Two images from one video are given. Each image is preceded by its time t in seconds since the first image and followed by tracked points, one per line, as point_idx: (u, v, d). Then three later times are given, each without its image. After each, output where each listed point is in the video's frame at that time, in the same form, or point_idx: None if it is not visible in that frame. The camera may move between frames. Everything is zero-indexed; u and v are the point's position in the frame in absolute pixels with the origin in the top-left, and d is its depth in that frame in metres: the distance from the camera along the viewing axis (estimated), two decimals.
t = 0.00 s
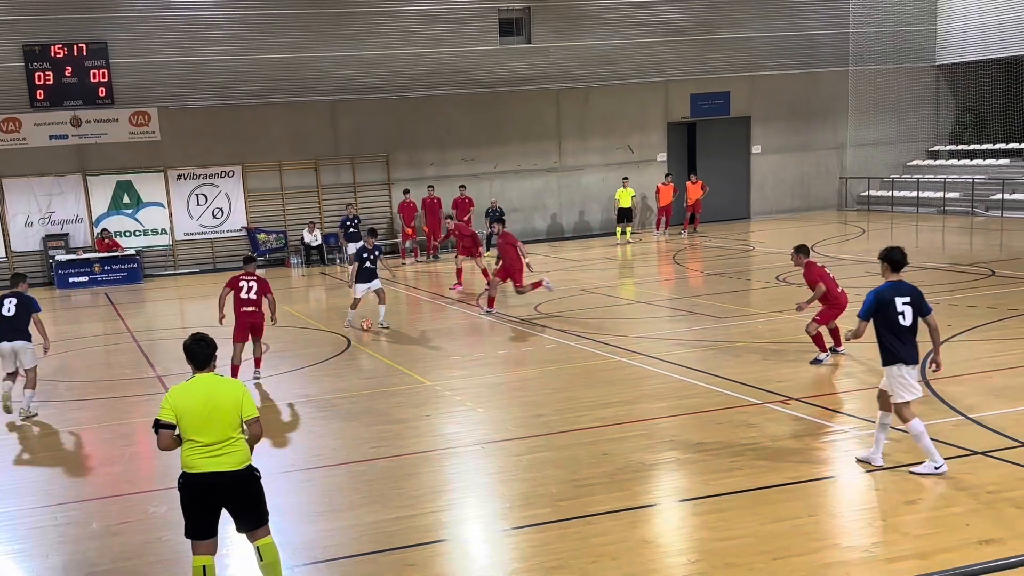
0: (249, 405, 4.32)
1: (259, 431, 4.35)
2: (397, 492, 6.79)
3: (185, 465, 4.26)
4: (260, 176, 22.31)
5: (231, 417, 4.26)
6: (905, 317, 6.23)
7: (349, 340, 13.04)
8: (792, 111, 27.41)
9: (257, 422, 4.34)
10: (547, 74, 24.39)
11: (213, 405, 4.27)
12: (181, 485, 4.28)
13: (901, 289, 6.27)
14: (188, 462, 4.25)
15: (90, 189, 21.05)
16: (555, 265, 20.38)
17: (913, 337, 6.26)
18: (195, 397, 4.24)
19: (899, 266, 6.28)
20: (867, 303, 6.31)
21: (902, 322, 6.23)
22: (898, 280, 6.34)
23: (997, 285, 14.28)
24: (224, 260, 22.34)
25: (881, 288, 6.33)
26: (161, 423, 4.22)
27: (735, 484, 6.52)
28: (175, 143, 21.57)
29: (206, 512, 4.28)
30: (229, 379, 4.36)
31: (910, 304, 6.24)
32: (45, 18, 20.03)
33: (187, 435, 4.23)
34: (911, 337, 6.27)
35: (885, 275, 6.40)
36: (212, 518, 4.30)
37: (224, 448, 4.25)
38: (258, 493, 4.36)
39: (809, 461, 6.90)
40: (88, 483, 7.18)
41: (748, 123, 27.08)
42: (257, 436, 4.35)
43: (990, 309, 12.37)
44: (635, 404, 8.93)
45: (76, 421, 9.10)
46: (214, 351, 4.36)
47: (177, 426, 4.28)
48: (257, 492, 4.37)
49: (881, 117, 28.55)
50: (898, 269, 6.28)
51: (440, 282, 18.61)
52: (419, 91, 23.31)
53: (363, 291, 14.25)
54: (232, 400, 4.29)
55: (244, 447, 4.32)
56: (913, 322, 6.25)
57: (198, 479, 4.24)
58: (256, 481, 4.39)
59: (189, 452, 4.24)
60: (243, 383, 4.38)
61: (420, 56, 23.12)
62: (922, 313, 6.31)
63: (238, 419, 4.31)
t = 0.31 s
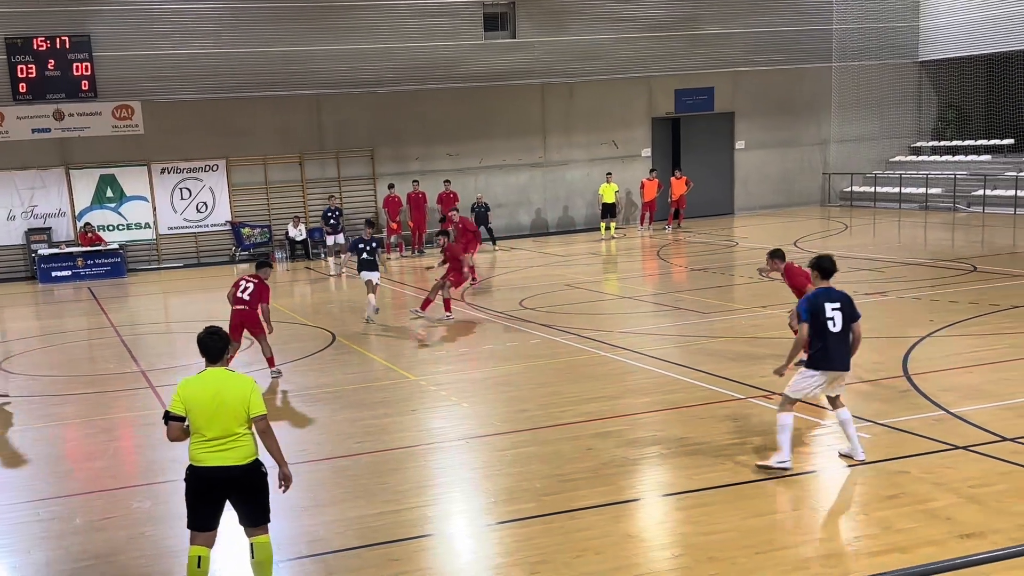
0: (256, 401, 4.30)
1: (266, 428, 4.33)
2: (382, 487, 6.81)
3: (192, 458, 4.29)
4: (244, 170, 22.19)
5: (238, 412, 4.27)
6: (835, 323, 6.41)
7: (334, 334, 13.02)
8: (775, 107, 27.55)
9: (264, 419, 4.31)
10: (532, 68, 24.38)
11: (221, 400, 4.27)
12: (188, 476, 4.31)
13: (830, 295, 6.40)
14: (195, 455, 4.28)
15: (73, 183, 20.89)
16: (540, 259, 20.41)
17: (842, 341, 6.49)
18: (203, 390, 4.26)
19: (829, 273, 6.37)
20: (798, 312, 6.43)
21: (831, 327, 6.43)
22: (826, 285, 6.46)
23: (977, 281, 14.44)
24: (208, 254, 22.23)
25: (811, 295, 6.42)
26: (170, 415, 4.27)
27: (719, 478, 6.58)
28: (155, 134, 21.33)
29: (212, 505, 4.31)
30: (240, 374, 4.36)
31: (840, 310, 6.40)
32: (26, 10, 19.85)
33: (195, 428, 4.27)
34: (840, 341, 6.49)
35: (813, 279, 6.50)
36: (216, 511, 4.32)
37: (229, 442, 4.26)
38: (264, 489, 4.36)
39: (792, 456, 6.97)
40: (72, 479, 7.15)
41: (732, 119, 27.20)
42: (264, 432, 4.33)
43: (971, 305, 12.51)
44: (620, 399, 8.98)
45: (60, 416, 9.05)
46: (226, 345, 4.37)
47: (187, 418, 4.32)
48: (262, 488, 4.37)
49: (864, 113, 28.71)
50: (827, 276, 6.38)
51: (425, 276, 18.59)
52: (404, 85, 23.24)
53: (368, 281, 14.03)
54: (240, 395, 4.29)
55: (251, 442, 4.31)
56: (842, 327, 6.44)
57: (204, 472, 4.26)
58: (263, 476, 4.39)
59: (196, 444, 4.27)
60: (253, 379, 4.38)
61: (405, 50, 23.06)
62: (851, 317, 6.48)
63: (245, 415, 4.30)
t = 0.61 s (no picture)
0: (262, 396, 4.40)
1: (273, 422, 4.41)
2: (364, 482, 6.82)
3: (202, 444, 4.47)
4: (224, 165, 22.03)
5: (244, 404, 4.40)
6: (776, 343, 6.47)
7: (314, 330, 12.98)
8: (755, 104, 27.71)
9: (271, 413, 4.41)
10: (513, 64, 24.34)
11: (231, 392, 4.42)
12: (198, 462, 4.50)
13: (766, 318, 6.42)
14: (204, 442, 4.46)
15: (51, 176, 20.67)
16: (522, 255, 20.44)
17: (785, 357, 6.54)
18: (214, 380, 4.43)
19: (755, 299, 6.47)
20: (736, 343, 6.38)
21: (772, 347, 6.47)
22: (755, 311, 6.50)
23: (953, 277, 14.64)
24: (188, 249, 22.09)
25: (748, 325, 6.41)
26: (185, 401, 4.48)
27: (698, 473, 6.64)
28: (138, 132, 21.29)
29: (216, 491, 4.46)
30: (253, 367, 4.50)
31: (777, 330, 6.46)
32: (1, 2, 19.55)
33: (205, 416, 4.43)
34: (783, 357, 6.54)
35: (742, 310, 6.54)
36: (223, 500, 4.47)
37: (234, 433, 4.39)
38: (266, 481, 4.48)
39: (770, 451, 7.05)
40: (51, 474, 7.10)
41: (712, 116, 27.34)
42: (270, 428, 4.41)
43: (947, 301, 12.68)
44: (601, 394, 9.04)
45: (39, 411, 8.98)
46: (243, 337, 4.51)
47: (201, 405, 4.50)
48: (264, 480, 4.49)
49: (844, 110, 28.90)
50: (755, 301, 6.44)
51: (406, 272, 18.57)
52: (385, 80, 23.13)
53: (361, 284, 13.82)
54: (247, 388, 4.41)
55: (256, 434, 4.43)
56: (783, 345, 6.51)
57: (211, 459, 4.43)
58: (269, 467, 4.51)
59: (206, 431, 4.44)
60: (264, 372, 4.50)
61: (386, 45, 22.93)
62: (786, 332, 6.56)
63: (254, 407, 4.42)
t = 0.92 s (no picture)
0: (260, 392, 4.52)
1: (270, 419, 4.52)
2: (351, 479, 6.83)
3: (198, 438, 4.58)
4: (210, 161, 21.92)
5: (242, 399, 4.51)
6: (761, 328, 6.59)
7: (301, 327, 12.96)
8: (740, 103, 27.85)
9: (268, 409, 4.52)
10: (500, 62, 24.36)
11: (229, 387, 4.53)
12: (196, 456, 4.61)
13: (753, 302, 6.57)
14: (202, 436, 4.58)
15: (36, 172, 20.51)
16: (509, 253, 20.46)
17: (774, 342, 6.64)
18: (212, 375, 4.53)
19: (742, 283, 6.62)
20: (722, 326, 6.56)
21: (758, 331, 6.58)
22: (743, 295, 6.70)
23: (936, 276, 14.76)
24: (174, 246, 21.96)
25: (734, 308, 6.57)
26: (183, 394, 4.58)
27: (683, 471, 6.69)
28: (124, 128, 21.16)
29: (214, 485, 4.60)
30: (250, 363, 4.60)
31: (764, 314, 6.57)
32: None
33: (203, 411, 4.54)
34: (771, 342, 6.64)
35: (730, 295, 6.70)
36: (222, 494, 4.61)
37: (230, 428, 4.50)
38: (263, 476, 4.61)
39: (755, 448, 7.11)
40: (35, 472, 7.06)
41: (698, 114, 27.45)
42: (267, 423, 4.52)
43: (931, 299, 12.79)
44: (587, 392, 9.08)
45: (24, 409, 8.93)
46: (243, 335, 4.61)
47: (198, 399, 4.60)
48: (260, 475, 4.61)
49: (829, 108, 29.04)
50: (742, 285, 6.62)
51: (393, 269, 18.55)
52: (372, 77, 23.09)
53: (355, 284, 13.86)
54: (245, 385, 4.52)
55: (252, 429, 4.54)
56: (769, 329, 6.62)
57: (207, 453, 4.54)
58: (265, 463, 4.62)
59: (203, 425, 4.55)
60: (262, 368, 4.61)
61: (373, 42, 22.89)
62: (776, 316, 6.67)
63: (252, 403, 4.53)
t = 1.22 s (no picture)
0: (254, 394, 4.56)
1: (265, 421, 4.57)
2: (341, 478, 6.84)
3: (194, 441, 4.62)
4: (198, 160, 21.85)
5: (236, 401, 4.55)
6: (758, 312, 6.82)
7: (289, 325, 12.93)
8: (729, 102, 27.94)
9: (262, 411, 4.57)
10: (489, 60, 24.36)
11: (223, 389, 4.57)
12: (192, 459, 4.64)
13: (748, 288, 6.81)
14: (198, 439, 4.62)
15: (23, 170, 20.39)
16: (498, 251, 20.47)
17: (772, 325, 6.86)
18: (209, 377, 4.57)
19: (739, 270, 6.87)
20: (719, 315, 6.85)
21: (755, 316, 6.81)
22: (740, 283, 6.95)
23: (923, 275, 14.85)
24: (162, 244, 21.86)
25: (731, 294, 6.83)
26: (179, 395, 4.62)
27: (672, 469, 6.72)
28: (113, 125, 21.07)
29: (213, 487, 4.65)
30: (245, 365, 4.65)
31: (760, 299, 6.81)
32: None
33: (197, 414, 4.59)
34: (770, 327, 6.86)
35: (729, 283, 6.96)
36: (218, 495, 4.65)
37: (224, 431, 4.54)
38: (260, 478, 4.65)
39: (744, 446, 7.15)
40: (22, 471, 7.03)
41: (687, 114, 27.53)
42: (261, 425, 4.56)
43: (919, 298, 12.87)
44: (576, 391, 9.11)
45: (11, 408, 8.88)
46: (240, 340, 4.67)
47: (193, 402, 4.64)
48: (258, 476, 4.65)
49: (817, 108, 29.16)
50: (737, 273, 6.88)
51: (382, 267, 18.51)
52: (361, 75, 23.05)
53: (347, 283, 13.83)
54: (240, 387, 4.57)
55: (247, 432, 4.57)
56: (766, 313, 6.84)
57: (203, 456, 4.58)
58: (262, 465, 4.66)
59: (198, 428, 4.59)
60: (258, 370, 4.66)
61: (363, 40, 22.87)
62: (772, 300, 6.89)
63: (246, 405, 4.57)
